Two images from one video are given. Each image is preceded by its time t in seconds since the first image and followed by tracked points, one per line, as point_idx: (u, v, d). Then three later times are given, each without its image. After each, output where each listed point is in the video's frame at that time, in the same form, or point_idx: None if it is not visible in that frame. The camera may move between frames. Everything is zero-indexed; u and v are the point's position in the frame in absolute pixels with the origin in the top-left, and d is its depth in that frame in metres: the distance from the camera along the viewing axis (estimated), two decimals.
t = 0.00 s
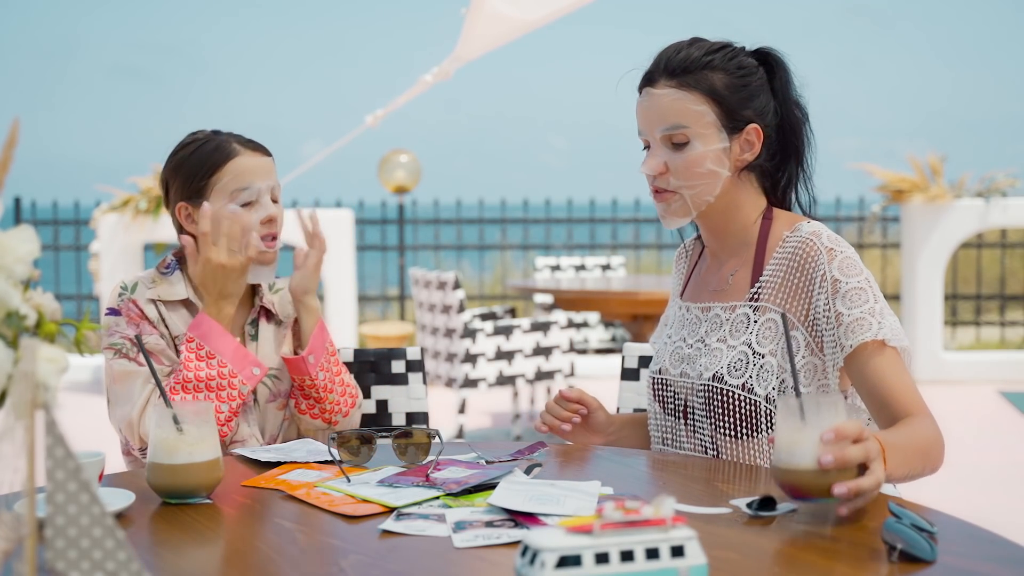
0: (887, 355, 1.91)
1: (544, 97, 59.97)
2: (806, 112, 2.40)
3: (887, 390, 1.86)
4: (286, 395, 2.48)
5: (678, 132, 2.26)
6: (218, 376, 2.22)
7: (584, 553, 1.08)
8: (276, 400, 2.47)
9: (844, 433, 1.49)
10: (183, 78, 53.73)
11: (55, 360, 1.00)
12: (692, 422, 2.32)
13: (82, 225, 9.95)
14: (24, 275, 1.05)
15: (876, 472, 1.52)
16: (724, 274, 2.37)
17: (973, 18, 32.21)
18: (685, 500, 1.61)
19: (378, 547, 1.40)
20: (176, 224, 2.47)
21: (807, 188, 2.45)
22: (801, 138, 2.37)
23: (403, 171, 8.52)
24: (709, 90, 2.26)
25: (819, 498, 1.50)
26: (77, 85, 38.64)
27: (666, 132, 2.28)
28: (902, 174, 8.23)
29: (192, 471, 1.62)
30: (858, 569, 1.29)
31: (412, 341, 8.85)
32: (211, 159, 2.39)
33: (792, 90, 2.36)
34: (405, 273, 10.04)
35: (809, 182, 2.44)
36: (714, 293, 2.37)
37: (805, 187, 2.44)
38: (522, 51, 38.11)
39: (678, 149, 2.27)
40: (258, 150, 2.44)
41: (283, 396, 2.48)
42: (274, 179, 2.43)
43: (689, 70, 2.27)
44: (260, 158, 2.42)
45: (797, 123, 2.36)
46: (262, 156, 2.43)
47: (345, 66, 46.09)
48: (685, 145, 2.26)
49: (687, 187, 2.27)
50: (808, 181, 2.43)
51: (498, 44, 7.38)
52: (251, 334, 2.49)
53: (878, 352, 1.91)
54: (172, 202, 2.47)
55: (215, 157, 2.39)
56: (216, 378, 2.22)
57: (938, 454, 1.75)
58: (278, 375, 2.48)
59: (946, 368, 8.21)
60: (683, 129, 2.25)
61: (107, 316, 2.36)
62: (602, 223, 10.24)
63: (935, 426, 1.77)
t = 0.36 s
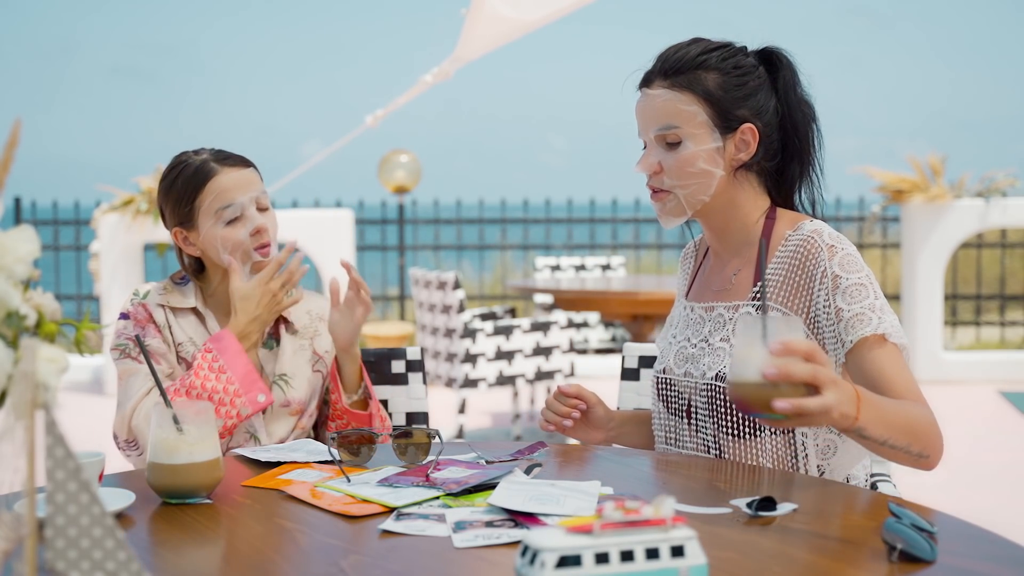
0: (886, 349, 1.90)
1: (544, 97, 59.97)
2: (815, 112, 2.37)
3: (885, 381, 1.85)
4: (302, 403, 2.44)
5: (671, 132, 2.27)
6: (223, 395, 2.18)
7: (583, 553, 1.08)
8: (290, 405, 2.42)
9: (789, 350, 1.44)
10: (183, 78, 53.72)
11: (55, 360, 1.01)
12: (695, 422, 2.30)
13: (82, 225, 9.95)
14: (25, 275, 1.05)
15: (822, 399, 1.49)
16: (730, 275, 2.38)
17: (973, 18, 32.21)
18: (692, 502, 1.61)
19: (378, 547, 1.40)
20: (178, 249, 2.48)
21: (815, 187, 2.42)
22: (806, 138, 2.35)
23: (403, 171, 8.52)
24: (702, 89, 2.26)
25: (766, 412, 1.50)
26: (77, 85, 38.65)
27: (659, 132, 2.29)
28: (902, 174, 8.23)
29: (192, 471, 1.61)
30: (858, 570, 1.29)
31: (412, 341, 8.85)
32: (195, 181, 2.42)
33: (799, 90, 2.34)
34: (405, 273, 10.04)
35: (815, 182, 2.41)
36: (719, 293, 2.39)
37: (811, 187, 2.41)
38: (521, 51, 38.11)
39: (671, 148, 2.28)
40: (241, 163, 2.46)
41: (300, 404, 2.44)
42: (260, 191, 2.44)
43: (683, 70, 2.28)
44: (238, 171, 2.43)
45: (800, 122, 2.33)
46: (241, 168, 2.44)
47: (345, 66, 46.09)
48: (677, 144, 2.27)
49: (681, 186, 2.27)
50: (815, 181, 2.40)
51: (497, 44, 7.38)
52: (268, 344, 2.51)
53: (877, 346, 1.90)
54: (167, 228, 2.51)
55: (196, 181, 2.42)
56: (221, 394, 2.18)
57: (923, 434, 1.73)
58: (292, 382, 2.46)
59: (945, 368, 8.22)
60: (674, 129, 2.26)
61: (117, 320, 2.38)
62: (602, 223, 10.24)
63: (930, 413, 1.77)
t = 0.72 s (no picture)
0: (854, 357, 1.96)
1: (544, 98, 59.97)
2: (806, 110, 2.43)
3: (851, 387, 1.94)
4: (301, 411, 2.43)
5: (698, 131, 2.20)
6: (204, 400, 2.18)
7: (583, 553, 1.08)
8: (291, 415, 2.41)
9: (641, 316, 1.68)
10: (183, 77, 53.71)
11: (55, 360, 1.00)
12: (699, 420, 2.31)
13: (82, 225, 9.94)
14: (24, 275, 1.05)
15: (685, 371, 1.67)
16: (735, 277, 2.38)
17: (973, 18, 32.20)
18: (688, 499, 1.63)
19: (378, 547, 1.39)
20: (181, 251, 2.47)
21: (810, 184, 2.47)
22: (804, 135, 2.40)
23: (403, 171, 8.52)
24: (728, 87, 2.22)
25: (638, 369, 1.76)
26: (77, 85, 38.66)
27: (687, 132, 2.21)
28: (902, 175, 8.23)
29: (192, 471, 1.61)
30: (857, 570, 1.29)
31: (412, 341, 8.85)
32: (207, 183, 2.43)
33: (793, 90, 2.39)
34: (405, 273, 10.03)
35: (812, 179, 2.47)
36: (724, 292, 2.40)
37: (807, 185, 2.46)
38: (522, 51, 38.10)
39: (700, 147, 2.21)
40: (255, 171, 2.46)
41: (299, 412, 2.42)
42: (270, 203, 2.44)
43: (706, 69, 2.23)
44: (250, 180, 2.43)
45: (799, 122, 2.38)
46: (254, 178, 2.45)
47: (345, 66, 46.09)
48: (708, 143, 2.20)
49: (711, 185, 2.22)
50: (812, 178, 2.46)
51: (497, 44, 7.37)
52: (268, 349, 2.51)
53: (861, 354, 1.96)
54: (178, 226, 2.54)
55: (207, 182, 2.43)
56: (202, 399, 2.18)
57: (841, 436, 1.84)
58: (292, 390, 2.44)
59: (945, 368, 8.23)
60: (705, 127, 2.20)
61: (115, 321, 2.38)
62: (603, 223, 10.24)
63: (872, 422, 1.86)
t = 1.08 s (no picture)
0: (819, 362, 2.05)
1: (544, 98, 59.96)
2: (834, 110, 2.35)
3: (806, 390, 2.04)
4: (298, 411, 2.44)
5: (674, 129, 2.26)
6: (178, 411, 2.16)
7: (583, 553, 1.08)
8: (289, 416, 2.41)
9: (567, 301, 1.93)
10: (183, 77, 53.71)
11: (55, 360, 1.00)
12: (701, 418, 2.30)
13: (82, 225, 9.95)
14: (25, 275, 1.05)
15: (605, 347, 1.91)
16: (736, 277, 2.38)
17: (973, 17, 32.18)
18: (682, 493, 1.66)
19: (378, 547, 1.39)
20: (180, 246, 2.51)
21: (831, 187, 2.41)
22: (824, 137, 2.32)
23: (403, 171, 8.52)
24: (708, 87, 2.23)
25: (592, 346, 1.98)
26: (76, 86, 38.66)
27: (667, 128, 2.27)
28: (902, 175, 8.23)
29: (192, 471, 1.61)
30: (857, 570, 1.29)
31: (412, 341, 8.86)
32: (216, 182, 2.43)
33: (820, 88, 2.31)
34: (405, 273, 10.04)
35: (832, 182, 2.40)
36: (727, 291, 2.39)
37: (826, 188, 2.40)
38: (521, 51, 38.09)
39: (676, 145, 2.26)
40: (262, 177, 2.45)
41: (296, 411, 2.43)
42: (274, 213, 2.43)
43: (694, 67, 2.25)
44: (256, 185, 2.42)
45: (819, 123, 2.30)
46: (260, 184, 2.44)
47: (345, 66, 46.07)
48: (682, 141, 2.25)
49: (684, 184, 2.25)
50: (833, 181, 2.38)
51: (498, 44, 7.37)
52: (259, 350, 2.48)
53: (834, 362, 2.04)
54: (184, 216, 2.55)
55: (212, 180, 2.43)
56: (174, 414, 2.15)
57: (762, 433, 1.98)
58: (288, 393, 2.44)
59: (945, 368, 8.23)
60: (679, 126, 2.24)
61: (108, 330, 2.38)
62: (603, 224, 10.24)
63: (801, 426, 1.98)
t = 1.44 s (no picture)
0: (796, 364, 2.05)
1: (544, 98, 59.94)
2: (837, 103, 2.28)
3: (783, 391, 2.05)
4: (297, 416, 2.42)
5: (668, 130, 2.28)
6: (177, 349, 2.13)
7: (583, 553, 1.08)
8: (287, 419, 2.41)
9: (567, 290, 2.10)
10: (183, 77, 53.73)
11: (55, 360, 1.00)
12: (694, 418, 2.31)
13: (82, 225, 9.95)
14: (25, 275, 1.05)
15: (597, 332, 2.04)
16: (731, 276, 2.39)
17: (973, 17, 32.17)
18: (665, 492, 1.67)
19: (378, 547, 1.39)
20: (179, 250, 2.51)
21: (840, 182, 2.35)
22: (824, 131, 2.26)
23: (403, 171, 8.52)
24: (698, 87, 2.24)
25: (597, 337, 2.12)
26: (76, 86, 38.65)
27: (660, 129, 2.30)
28: (902, 175, 8.23)
29: (192, 471, 1.61)
30: (857, 570, 1.29)
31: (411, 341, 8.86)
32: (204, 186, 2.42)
33: (819, 82, 2.25)
34: (405, 273, 10.04)
35: (838, 178, 2.33)
36: (721, 290, 2.40)
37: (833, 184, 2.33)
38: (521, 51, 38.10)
39: (669, 146, 2.29)
40: (250, 179, 2.44)
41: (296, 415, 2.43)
42: (265, 207, 2.36)
43: (685, 68, 2.27)
44: (246, 188, 2.40)
45: (816, 122, 2.25)
46: (251, 186, 2.42)
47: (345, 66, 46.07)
48: (675, 142, 2.27)
49: (678, 184, 2.28)
50: (833, 178, 2.32)
51: (497, 44, 7.37)
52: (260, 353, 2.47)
53: (810, 365, 2.04)
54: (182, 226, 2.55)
55: (205, 186, 2.42)
56: (176, 349, 2.13)
57: (732, 428, 2.01)
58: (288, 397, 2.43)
59: (945, 368, 8.24)
60: (671, 126, 2.27)
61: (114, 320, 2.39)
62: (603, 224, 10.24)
63: (772, 427, 2.00)
